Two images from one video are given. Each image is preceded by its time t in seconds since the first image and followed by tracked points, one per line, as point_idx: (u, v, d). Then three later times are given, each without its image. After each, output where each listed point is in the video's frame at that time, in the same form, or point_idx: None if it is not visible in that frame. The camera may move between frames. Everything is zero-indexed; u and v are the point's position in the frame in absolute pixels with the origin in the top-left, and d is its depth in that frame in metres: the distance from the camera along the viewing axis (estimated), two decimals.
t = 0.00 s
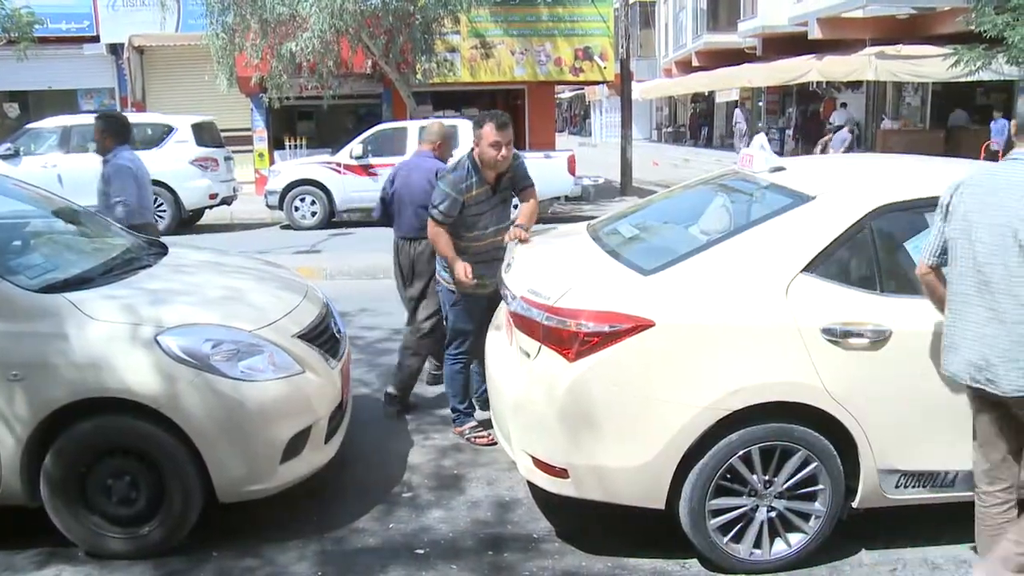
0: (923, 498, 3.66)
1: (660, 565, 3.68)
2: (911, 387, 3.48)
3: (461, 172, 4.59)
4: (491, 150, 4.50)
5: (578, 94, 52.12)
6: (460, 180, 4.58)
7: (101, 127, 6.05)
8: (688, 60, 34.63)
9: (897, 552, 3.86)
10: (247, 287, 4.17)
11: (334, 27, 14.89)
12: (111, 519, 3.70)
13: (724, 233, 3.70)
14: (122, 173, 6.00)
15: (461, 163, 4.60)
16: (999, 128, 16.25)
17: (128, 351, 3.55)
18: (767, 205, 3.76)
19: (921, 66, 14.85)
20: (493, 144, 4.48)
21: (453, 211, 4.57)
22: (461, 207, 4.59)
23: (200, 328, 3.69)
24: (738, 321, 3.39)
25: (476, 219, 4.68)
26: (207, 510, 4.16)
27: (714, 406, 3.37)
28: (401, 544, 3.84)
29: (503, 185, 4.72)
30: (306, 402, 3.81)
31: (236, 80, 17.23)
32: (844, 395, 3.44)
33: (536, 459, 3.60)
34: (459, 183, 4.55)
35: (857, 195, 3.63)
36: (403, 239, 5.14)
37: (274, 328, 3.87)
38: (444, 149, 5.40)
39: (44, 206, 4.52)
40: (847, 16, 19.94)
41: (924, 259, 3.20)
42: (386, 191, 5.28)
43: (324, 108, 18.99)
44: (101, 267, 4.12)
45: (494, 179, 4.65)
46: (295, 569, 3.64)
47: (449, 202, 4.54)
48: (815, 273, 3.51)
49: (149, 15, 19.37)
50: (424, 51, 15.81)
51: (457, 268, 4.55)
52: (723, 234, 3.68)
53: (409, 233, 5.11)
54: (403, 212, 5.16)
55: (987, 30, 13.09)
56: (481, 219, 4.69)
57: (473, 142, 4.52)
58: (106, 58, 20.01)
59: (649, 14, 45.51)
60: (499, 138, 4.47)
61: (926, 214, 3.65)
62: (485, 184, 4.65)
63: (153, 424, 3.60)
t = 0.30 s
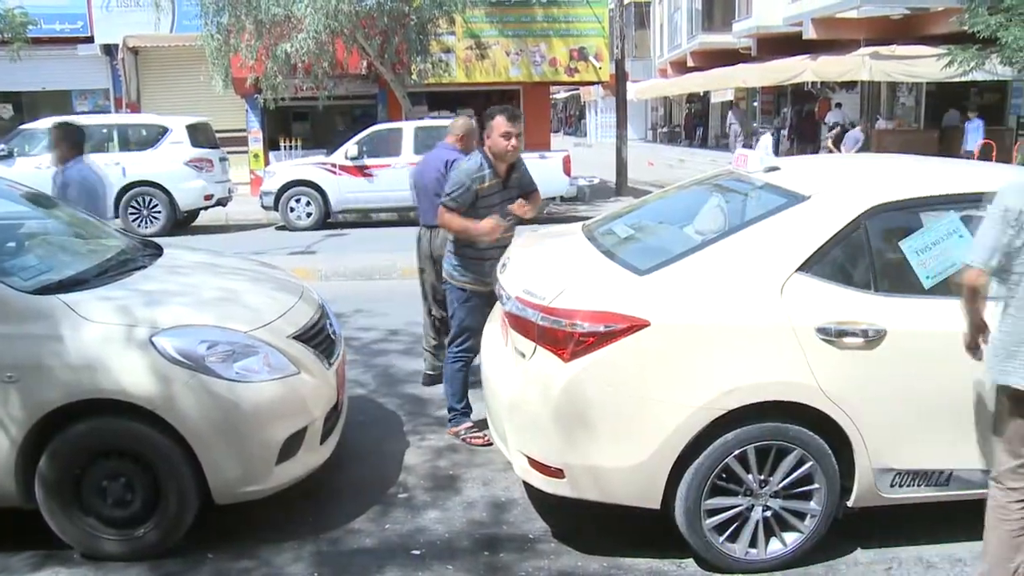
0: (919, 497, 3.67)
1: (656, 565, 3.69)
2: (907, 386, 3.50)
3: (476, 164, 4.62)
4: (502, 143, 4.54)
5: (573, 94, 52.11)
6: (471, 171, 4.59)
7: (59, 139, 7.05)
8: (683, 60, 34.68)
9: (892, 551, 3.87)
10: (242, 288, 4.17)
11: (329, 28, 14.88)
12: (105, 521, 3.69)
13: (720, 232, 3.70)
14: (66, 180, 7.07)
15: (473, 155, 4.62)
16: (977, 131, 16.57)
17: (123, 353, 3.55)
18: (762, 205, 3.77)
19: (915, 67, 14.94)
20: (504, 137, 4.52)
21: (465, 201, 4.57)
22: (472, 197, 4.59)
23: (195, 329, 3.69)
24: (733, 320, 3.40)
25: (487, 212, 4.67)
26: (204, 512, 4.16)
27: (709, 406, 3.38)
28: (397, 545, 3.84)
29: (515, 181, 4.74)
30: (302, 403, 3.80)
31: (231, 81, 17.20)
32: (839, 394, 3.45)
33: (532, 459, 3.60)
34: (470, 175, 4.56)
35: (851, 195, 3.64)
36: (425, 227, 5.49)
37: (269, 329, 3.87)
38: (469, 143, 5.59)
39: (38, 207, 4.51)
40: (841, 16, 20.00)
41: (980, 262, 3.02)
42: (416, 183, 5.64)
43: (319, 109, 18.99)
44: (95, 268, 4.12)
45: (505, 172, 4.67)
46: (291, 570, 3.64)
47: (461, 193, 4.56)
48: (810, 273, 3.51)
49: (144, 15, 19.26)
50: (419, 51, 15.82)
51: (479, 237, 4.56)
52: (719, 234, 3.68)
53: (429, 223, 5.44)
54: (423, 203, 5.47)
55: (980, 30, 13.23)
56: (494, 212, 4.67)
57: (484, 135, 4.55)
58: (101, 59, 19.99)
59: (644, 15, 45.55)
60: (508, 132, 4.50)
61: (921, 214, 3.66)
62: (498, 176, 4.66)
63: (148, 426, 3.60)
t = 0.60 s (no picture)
0: (909, 496, 3.69)
1: (648, 564, 3.69)
2: (897, 385, 3.51)
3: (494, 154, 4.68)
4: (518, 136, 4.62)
5: (565, 95, 52.09)
6: (493, 161, 4.64)
7: None
8: (674, 60, 34.72)
9: (883, 549, 3.89)
10: (233, 289, 4.17)
11: (319, 29, 14.87)
12: (96, 523, 3.68)
13: (710, 232, 3.71)
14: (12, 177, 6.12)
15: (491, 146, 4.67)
16: (952, 132, 16.61)
17: (113, 355, 3.53)
18: (752, 205, 3.78)
19: (905, 67, 15.03)
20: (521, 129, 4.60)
21: (489, 190, 4.63)
22: (496, 187, 4.65)
23: (186, 331, 3.68)
24: (724, 320, 3.41)
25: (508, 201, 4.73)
26: (195, 513, 4.15)
27: (700, 405, 3.38)
28: (389, 546, 3.84)
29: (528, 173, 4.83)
30: (293, 405, 3.80)
31: (221, 82, 17.14)
32: (830, 394, 3.46)
33: (523, 459, 3.60)
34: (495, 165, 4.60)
35: (842, 194, 3.65)
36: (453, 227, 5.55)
37: (260, 330, 3.86)
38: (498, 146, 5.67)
39: (28, 208, 4.50)
40: (832, 17, 20.07)
41: None
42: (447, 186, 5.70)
43: (310, 110, 18.97)
44: (86, 269, 4.11)
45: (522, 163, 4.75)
46: (283, 571, 3.64)
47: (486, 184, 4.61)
48: (801, 272, 3.52)
49: (134, 16, 19.12)
50: (411, 52, 15.83)
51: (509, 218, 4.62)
52: (709, 234, 3.69)
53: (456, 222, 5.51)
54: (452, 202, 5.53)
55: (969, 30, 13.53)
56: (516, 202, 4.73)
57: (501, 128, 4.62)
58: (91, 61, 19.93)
59: (634, 15, 45.59)
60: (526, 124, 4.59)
61: (911, 213, 3.67)
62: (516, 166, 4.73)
63: (139, 427, 3.59)
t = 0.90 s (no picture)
0: (894, 495, 3.71)
1: (635, 565, 3.70)
2: (882, 385, 3.53)
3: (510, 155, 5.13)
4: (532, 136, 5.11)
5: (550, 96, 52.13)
6: (514, 161, 5.09)
7: None
8: (660, 62, 34.80)
9: (869, 548, 3.91)
10: (218, 292, 4.15)
11: (305, 32, 14.85)
12: (81, 529, 3.65)
13: (695, 233, 3.72)
14: None
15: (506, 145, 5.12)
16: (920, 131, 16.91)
17: (98, 359, 3.52)
18: (736, 207, 3.79)
19: (888, 69, 15.12)
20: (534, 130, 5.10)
21: (513, 188, 5.08)
22: (518, 184, 5.10)
23: (170, 334, 3.66)
24: (709, 321, 3.42)
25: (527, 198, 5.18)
26: (181, 518, 4.13)
27: (686, 406, 3.39)
28: (376, 549, 3.83)
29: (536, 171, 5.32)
30: (279, 408, 3.79)
31: (206, 85, 17.02)
32: (816, 394, 3.48)
33: (510, 461, 3.60)
34: (517, 161, 5.04)
35: (826, 195, 3.67)
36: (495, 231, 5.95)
37: (245, 334, 3.85)
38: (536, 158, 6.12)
39: (10, 212, 4.46)
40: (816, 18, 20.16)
41: None
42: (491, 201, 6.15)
43: (295, 112, 18.92)
44: (69, 273, 4.08)
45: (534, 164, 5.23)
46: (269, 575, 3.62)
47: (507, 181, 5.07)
48: (786, 273, 3.54)
49: (118, 19, 19.11)
50: (396, 54, 15.85)
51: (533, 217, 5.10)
52: (694, 236, 3.70)
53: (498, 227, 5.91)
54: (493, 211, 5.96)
55: (951, 32, 13.66)
56: (535, 196, 5.19)
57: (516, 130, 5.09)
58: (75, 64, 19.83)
59: (618, 17, 45.71)
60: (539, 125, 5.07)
61: (895, 214, 3.69)
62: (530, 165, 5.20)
63: (123, 432, 3.57)
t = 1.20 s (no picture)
0: (880, 495, 3.72)
1: (623, 567, 3.70)
2: (869, 385, 3.55)
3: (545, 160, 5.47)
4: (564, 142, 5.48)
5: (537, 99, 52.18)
6: (549, 169, 5.46)
7: None
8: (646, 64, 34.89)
9: (855, 548, 3.92)
10: (203, 296, 4.14)
11: (290, 34, 14.82)
12: (66, 534, 3.63)
13: (681, 234, 3.73)
14: None
15: (538, 155, 5.49)
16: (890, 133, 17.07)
17: (83, 363, 3.50)
18: (722, 208, 3.80)
19: (873, 71, 15.19)
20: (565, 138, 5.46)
21: (550, 195, 5.45)
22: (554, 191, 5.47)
23: (156, 338, 3.65)
24: (695, 322, 3.43)
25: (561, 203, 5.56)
26: (167, 522, 4.11)
27: (672, 407, 3.40)
28: (363, 552, 3.82)
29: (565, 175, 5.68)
30: (266, 411, 3.78)
31: (191, 88, 16.98)
32: (802, 395, 3.50)
33: (496, 464, 3.61)
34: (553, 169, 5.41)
35: (811, 197, 3.68)
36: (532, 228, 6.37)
37: (231, 337, 3.84)
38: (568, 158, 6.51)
39: None
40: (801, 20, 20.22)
41: (1000, 259, 3.02)
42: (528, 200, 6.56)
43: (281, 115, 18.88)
44: (53, 277, 4.06)
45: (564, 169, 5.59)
46: None
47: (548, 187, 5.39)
48: (772, 275, 3.55)
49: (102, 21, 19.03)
50: (382, 57, 15.85)
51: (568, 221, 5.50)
52: (680, 237, 3.71)
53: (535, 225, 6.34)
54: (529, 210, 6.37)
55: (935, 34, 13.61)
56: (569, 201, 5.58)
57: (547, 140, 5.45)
58: (57, 66, 19.69)
59: (605, 19, 45.75)
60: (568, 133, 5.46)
61: (879, 215, 3.72)
62: (558, 169, 5.62)
63: (108, 436, 3.55)
